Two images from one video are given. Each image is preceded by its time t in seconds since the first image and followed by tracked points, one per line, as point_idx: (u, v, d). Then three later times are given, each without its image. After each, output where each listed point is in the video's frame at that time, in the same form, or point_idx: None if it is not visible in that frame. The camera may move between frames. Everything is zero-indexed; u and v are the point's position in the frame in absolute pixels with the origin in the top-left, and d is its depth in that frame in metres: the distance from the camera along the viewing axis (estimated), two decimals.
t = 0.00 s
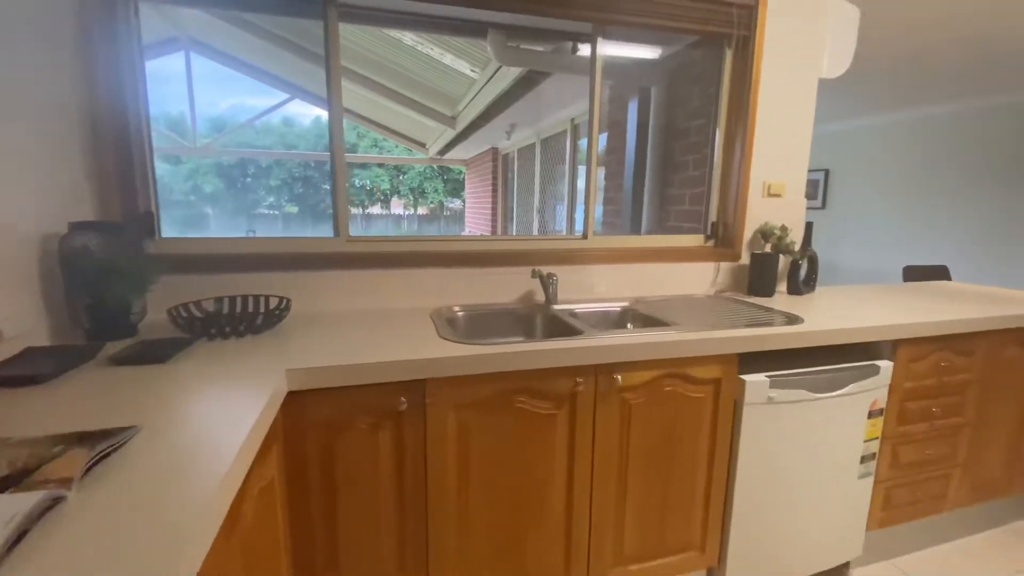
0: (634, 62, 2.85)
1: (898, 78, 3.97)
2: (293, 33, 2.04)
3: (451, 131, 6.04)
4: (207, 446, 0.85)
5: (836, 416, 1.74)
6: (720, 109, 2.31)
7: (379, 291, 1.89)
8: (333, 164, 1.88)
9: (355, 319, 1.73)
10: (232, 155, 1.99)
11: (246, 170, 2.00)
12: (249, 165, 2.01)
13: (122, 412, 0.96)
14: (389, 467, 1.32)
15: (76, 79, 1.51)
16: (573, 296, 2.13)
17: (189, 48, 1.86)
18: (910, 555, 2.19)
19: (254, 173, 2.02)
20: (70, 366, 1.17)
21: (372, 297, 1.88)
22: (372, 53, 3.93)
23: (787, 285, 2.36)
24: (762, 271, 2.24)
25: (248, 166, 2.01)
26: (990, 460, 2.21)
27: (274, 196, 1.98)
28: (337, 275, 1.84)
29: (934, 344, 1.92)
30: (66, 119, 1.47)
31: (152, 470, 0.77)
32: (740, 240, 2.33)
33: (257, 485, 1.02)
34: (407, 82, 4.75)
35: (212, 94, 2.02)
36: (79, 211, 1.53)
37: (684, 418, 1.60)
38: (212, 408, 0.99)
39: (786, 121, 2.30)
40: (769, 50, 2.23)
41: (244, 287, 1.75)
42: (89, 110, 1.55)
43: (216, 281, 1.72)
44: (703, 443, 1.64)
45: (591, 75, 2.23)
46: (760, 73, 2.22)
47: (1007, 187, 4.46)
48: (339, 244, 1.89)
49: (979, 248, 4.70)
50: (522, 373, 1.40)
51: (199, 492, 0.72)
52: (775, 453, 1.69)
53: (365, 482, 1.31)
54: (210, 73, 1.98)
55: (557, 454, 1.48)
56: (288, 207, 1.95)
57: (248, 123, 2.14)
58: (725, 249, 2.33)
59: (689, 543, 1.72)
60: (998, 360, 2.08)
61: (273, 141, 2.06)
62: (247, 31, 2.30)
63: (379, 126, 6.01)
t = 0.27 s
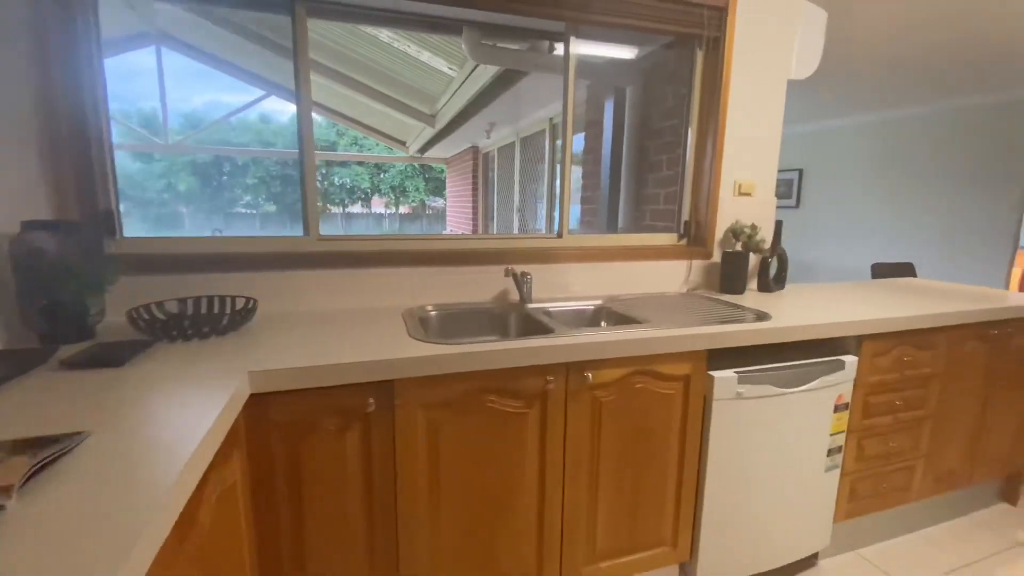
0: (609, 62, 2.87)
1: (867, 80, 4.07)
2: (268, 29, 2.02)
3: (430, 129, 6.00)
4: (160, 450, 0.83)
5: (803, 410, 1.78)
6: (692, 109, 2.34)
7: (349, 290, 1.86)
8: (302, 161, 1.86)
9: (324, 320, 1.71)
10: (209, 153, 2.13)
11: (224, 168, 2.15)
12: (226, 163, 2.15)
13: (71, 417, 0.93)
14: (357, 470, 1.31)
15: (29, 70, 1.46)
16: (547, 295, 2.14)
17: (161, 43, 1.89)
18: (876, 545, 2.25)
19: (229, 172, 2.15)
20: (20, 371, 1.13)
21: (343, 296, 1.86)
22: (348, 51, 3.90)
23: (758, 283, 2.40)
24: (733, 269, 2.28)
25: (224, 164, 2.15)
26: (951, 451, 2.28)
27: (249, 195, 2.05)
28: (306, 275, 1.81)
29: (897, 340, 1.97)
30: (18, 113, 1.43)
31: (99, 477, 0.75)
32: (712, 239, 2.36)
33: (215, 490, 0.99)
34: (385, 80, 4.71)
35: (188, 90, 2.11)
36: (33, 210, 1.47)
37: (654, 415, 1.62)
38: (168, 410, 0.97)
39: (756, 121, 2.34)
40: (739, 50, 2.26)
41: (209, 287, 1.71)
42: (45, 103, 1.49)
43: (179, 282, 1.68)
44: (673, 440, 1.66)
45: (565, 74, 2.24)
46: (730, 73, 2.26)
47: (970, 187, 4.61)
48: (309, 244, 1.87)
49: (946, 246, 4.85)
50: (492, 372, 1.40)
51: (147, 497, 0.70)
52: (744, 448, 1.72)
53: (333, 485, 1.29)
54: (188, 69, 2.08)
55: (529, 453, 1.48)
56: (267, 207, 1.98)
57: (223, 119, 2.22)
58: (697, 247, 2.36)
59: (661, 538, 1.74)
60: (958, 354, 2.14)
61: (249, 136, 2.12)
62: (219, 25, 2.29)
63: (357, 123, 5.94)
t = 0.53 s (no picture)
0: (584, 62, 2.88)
1: (837, 82, 4.17)
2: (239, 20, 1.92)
3: (409, 128, 5.95)
4: (108, 455, 0.80)
5: (772, 405, 1.81)
6: (664, 108, 2.37)
7: (319, 291, 1.84)
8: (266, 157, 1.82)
9: (292, 320, 1.68)
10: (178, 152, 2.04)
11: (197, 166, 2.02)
12: (199, 161, 2.02)
13: (17, 425, 0.90)
14: (324, 473, 1.29)
15: None
16: (521, 294, 2.14)
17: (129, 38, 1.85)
18: (844, 536, 2.31)
19: (203, 168, 2.03)
20: None
21: (312, 296, 1.83)
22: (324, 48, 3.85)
23: (729, 281, 2.44)
24: (705, 267, 2.31)
25: (198, 161, 2.03)
26: (915, 443, 2.35)
27: (223, 193, 1.92)
28: (273, 275, 1.78)
29: (861, 335, 2.02)
30: None
31: (41, 485, 0.72)
32: (684, 237, 2.39)
33: (172, 496, 0.97)
34: (362, 77, 4.66)
35: (161, 84, 2.04)
36: None
37: (626, 412, 1.63)
38: (119, 416, 0.94)
39: (727, 120, 2.38)
40: (709, 50, 2.29)
41: (174, 289, 1.67)
42: None
43: (140, 282, 1.63)
44: (645, 436, 1.68)
45: (538, 72, 2.24)
46: (702, 73, 2.28)
47: (935, 186, 4.76)
48: (277, 243, 1.83)
49: (913, 243, 5.00)
50: (463, 372, 1.39)
51: (91, 505, 0.68)
52: (712, 443, 1.75)
53: (299, 489, 1.27)
54: (159, 63, 2.01)
55: (500, 452, 1.48)
56: (242, 206, 1.88)
57: (190, 117, 2.06)
58: (670, 245, 2.39)
59: (635, 534, 1.75)
60: (920, 349, 2.21)
61: (223, 134, 1.93)
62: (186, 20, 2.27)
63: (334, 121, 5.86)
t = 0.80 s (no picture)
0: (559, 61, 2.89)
1: (806, 84, 4.27)
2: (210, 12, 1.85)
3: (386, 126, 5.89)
4: (48, 466, 0.78)
5: (739, 400, 1.84)
6: (635, 109, 2.39)
7: (286, 292, 1.81)
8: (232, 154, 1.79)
9: (258, 322, 1.65)
10: (148, 149, 1.80)
11: (170, 164, 1.81)
12: (172, 158, 1.81)
13: None
14: (288, 477, 1.27)
15: None
16: (494, 293, 2.14)
17: (94, 32, 1.70)
18: (811, 527, 2.37)
19: (176, 167, 1.82)
20: None
21: (279, 297, 1.80)
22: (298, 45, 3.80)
23: (700, 279, 2.48)
24: (676, 266, 2.34)
25: (169, 160, 1.82)
26: (878, 435, 2.42)
27: (198, 191, 1.82)
28: (239, 275, 1.74)
29: (826, 331, 2.07)
30: None
31: None
32: (656, 236, 2.43)
33: (122, 504, 0.94)
34: (338, 75, 4.60)
35: (129, 79, 1.78)
36: None
37: (596, 411, 1.64)
38: (65, 424, 0.91)
39: (696, 120, 2.41)
40: (679, 51, 2.32)
41: (134, 290, 1.62)
42: None
43: (97, 285, 1.58)
44: (615, 433, 1.69)
45: (509, 72, 2.24)
46: (671, 73, 2.31)
47: (901, 186, 4.90)
48: (242, 243, 1.79)
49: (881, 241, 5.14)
50: (430, 372, 1.38)
51: (24, 519, 0.66)
52: (681, 440, 1.77)
53: (261, 494, 1.25)
54: (125, 57, 1.76)
55: (469, 453, 1.47)
56: (216, 204, 1.82)
57: (167, 112, 1.79)
58: (642, 244, 2.42)
59: (605, 531, 1.77)
60: (882, 344, 2.27)
61: (197, 132, 1.80)
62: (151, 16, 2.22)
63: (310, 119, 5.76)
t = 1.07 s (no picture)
0: (532, 60, 2.90)
1: (776, 85, 4.36)
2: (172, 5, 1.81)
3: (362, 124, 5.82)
4: None
5: (707, 395, 1.88)
6: (606, 108, 2.41)
7: (251, 292, 1.77)
8: (193, 151, 1.74)
9: (222, 323, 1.62)
10: (121, 146, 1.75)
11: (137, 161, 1.76)
12: (139, 156, 1.76)
13: None
14: (250, 481, 1.25)
15: None
16: (466, 291, 2.13)
17: (56, 25, 1.65)
18: (779, 518, 2.43)
19: (144, 165, 1.76)
20: None
21: (244, 298, 1.77)
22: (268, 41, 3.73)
23: (671, 276, 2.51)
24: (647, 263, 2.37)
25: (138, 157, 1.76)
26: (842, 427, 2.49)
27: (168, 190, 1.76)
28: (201, 275, 1.70)
29: (790, 326, 2.13)
30: None
31: None
32: (627, 234, 2.45)
33: (69, 513, 0.91)
34: (311, 71, 4.53)
35: (95, 75, 1.72)
36: None
37: (565, 408, 1.65)
38: (9, 429, 0.88)
39: (666, 119, 2.44)
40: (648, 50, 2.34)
41: (89, 291, 1.57)
42: None
43: (51, 286, 1.53)
44: (585, 430, 1.71)
45: (480, 69, 2.24)
46: (641, 73, 2.34)
47: (866, 185, 5.05)
48: (205, 242, 1.75)
49: (848, 239, 5.29)
50: (396, 372, 1.37)
51: None
52: (650, 435, 1.80)
53: (221, 498, 1.22)
54: (89, 53, 1.71)
55: (437, 452, 1.47)
56: (188, 202, 1.76)
57: (132, 108, 1.74)
58: (614, 242, 2.45)
59: (577, 527, 1.78)
60: (844, 338, 2.34)
61: (168, 129, 1.74)
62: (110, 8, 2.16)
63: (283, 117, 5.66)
